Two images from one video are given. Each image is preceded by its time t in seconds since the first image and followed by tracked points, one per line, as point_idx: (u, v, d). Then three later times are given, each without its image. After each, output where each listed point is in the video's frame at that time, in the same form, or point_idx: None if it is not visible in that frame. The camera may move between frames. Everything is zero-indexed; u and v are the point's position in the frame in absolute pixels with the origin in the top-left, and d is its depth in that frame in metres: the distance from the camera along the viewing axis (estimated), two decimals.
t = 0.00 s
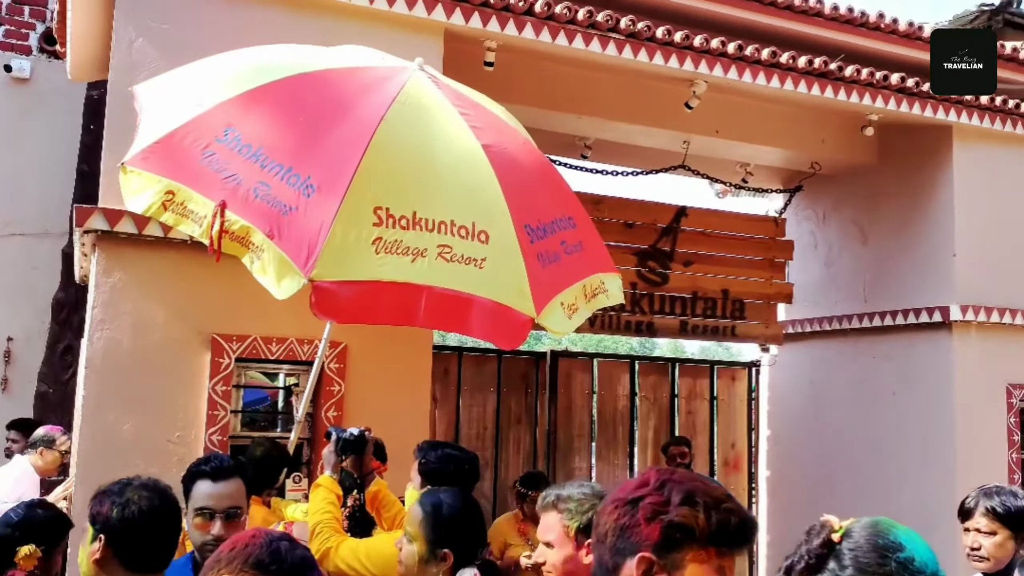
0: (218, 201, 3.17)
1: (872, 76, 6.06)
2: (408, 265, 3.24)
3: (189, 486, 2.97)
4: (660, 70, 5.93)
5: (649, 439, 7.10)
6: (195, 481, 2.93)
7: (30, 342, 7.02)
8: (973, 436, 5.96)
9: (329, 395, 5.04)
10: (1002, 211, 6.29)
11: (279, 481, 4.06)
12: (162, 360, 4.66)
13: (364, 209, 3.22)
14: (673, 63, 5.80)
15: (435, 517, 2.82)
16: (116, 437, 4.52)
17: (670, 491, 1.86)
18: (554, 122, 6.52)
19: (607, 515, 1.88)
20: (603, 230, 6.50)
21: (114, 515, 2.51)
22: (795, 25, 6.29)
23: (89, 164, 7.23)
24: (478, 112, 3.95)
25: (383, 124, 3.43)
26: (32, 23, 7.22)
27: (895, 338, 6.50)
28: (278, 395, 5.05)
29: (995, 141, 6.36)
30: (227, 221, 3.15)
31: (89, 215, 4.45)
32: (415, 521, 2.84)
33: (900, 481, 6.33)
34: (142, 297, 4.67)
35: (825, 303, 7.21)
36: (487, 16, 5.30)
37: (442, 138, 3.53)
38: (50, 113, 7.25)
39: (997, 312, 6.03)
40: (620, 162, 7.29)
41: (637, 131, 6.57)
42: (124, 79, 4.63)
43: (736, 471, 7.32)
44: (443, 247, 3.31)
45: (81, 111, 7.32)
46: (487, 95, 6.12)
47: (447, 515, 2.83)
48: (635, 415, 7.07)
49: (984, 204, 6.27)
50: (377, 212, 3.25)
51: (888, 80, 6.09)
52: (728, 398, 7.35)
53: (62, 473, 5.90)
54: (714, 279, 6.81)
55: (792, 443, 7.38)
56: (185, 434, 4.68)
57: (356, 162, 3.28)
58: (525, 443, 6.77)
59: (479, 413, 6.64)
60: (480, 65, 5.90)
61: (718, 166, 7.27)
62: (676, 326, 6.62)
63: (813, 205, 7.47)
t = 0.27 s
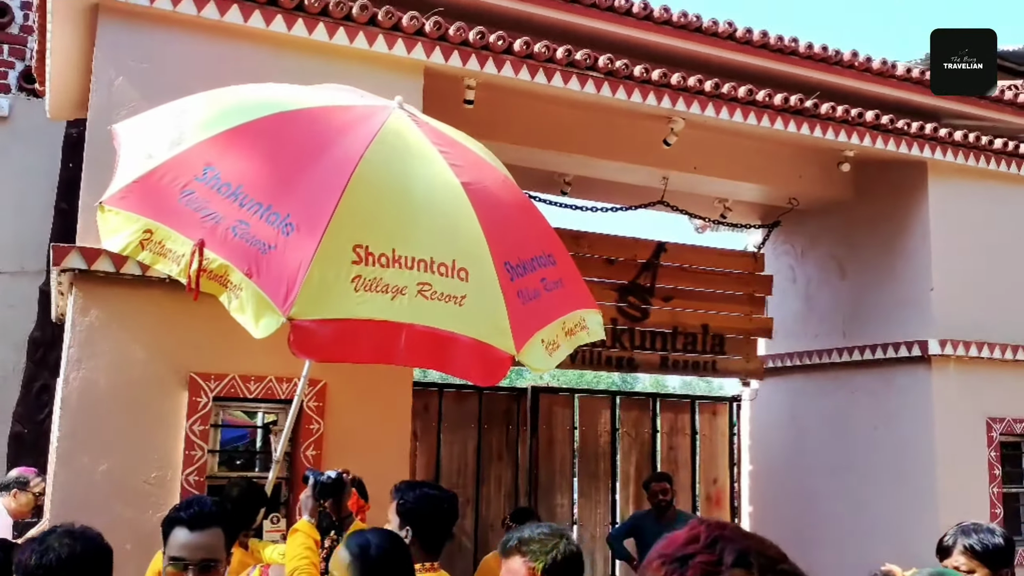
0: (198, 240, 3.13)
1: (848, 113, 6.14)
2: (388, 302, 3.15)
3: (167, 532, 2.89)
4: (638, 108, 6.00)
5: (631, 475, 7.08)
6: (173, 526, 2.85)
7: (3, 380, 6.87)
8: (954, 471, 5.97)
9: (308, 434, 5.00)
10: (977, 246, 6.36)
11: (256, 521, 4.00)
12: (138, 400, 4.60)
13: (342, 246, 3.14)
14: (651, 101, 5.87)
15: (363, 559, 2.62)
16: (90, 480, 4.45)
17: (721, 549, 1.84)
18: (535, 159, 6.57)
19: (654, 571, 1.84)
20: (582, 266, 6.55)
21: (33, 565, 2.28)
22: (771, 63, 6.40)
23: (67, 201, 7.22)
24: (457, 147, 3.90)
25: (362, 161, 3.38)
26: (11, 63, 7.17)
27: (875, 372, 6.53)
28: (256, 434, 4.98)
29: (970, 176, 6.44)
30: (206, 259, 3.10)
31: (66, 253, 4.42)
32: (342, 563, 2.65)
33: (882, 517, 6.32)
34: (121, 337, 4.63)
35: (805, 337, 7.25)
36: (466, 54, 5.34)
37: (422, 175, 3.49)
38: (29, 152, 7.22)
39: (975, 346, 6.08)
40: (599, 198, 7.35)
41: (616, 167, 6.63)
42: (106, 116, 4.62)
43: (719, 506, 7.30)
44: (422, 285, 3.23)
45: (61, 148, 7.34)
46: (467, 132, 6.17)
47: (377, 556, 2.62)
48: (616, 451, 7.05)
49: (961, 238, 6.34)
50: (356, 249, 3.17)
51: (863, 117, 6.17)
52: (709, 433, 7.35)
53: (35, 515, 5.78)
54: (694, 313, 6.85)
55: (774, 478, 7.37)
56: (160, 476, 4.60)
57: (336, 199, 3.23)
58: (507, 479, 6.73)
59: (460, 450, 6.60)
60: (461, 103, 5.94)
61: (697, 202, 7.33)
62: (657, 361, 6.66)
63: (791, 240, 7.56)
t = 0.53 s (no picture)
0: (181, 270, 3.08)
1: (827, 141, 6.22)
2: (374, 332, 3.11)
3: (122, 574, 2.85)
4: (621, 137, 6.04)
5: (615, 503, 7.05)
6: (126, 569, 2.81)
7: None
8: (938, 498, 5.98)
9: (291, 465, 4.95)
10: (958, 273, 6.43)
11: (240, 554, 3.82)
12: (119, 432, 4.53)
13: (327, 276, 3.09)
14: (634, 130, 5.91)
15: None
16: (69, 513, 4.37)
17: None
18: (518, 188, 6.60)
19: None
20: (565, 293, 6.60)
21: None
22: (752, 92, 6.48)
23: (47, 230, 7.15)
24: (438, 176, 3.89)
25: (348, 191, 3.35)
26: None
27: (858, 400, 6.57)
28: (237, 464, 4.92)
29: (949, 205, 6.51)
30: (189, 290, 3.05)
31: (47, 283, 4.36)
32: None
33: (868, 544, 6.33)
34: (100, 367, 4.57)
35: (788, 365, 7.29)
36: (450, 84, 5.37)
37: (407, 206, 3.44)
38: (10, 181, 7.17)
39: (957, 374, 6.12)
40: (582, 226, 7.38)
41: (599, 195, 6.67)
42: (90, 145, 4.58)
43: (704, 535, 7.28)
44: (408, 314, 3.18)
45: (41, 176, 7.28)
46: (451, 160, 6.20)
47: None
48: (601, 479, 7.03)
49: (941, 266, 6.40)
50: (342, 280, 3.12)
51: (843, 145, 6.23)
52: (694, 461, 7.36)
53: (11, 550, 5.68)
54: (677, 340, 6.87)
55: (760, 506, 7.37)
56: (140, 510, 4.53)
57: (321, 228, 3.18)
58: (491, 508, 6.70)
59: (444, 478, 6.57)
60: (445, 132, 5.96)
61: (679, 230, 7.38)
62: (641, 390, 6.66)
63: (774, 268, 7.62)
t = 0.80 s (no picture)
0: (141, 290, 2.99)
1: (790, 163, 6.29)
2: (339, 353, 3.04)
3: None
4: (588, 157, 6.06)
5: (581, 523, 7.03)
6: None
7: None
8: (899, 516, 6.06)
9: (253, 488, 4.83)
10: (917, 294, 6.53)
11: None
12: (75, 455, 4.40)
13: (293, 296, 3.02)
14: (601, 150, 5.93)
15: None
16: (22, 540, 4.21)
17: None
18: (485, 207, 6.59)
19: None
20: (532, 312, 6.58)
21: None
22: (716, 114, 6.55)
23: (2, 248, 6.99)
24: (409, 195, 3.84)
25: (314, 210, 3.27)
26: None
27: (821, 418, 6.63)
28: (197, 486, 4.81)
29: (910, 226, 6.61)
30: (150, 310, 2.97)
31: (3, 302, 4.25)
32: None
33: (831, 562, 6.37)
34: (57, 388, 4.44)
35: (752, 384, 7.34)
36: (417, 102, 5.35)
37: (373, 226, 3.36)
38: None
39: (917, 393, 6.21)
40: (548, 245, 7.40)
41: (566, 214, 6.68)
42: (48, 162, 4.48)
43: (669, 554, 7.29)
44: (375, 335, 3.11)
45: None
46: (418, 179, 6.17)
47: None
48: (566, 499, 7.01)
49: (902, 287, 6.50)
50: (308, 300, 3.06)
51: (805, 167, 6.32)
52: (659, 480, 7.37)
53: None
54: (642, 360, 6.90)
55: (725, 524, 7.40)
56: (97, 535, 4.40)
57: (287, 248, 3.11)
58: (456, 529, 6.64)
59: (408, 499, 6.50)
60: (411, 150, 5.93)
61: (645, 250, 7.43)
62: (607, 409, 6.71)
63: (738, 287, 7.69)
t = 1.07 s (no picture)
0: (58, 305, 2.83)
1: (720, 184, 6.42)
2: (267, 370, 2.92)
3: None
4: (523, 174, 6.09)
5: (511, 540, 7.01)
6: None
7: None
8: (821, 529, 6.20)
9: (174, 508, 4.67)
10: (840, 313, 6.72)
11: None
12: None
13: (219, 310, 2.90)
14: (535, 167, 5.97)
15: None
16: None
17: None
18: (419, 222, 6.55)
19: None
20: (464, 329, 6.60)
21: None
22: (648, 134, 6.65)
23: None
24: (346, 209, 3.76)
25: (242, 223, 3.13)
26: None
27: (748, 434, 6.75)
28: (116, 507, 4.60)
29: (834, 247, 6.79)
30: (67, 324, 2.81)
31: None
32: None
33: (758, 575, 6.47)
34: None
35: (682, 400, 7.45)
36: (350, 116, 5.31)
37: (302, 240, 3.24)
38: None
39: (839, 409, 6.38)
40: (481, 262, 7.39)
41: (499, 231, 6.69)
42: None
43: (599, 570, 7.33)
44: (303, 352, 3.00)
45: None
46: (351, 193, 6.10)
47: None
48: (497, 517, 6.98)
49: (826, 306, 6.68)
50: (235, 315, 2.94)
51: (734, 188, 6.46)
52: (590, 496, 7.40)
53: None
54: (574, 377, 6.94)
55: (654, 540, 7.46)
56: (7, 559, 4.19)
57: (214, 260, 2.98)
58: (385, 547, 6.55)
59: (337, 517, 6.39)
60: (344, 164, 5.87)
61: (578, 267, 7.48)
62: (538, 426, 6.70)
63: (668, 305, 7.80)
